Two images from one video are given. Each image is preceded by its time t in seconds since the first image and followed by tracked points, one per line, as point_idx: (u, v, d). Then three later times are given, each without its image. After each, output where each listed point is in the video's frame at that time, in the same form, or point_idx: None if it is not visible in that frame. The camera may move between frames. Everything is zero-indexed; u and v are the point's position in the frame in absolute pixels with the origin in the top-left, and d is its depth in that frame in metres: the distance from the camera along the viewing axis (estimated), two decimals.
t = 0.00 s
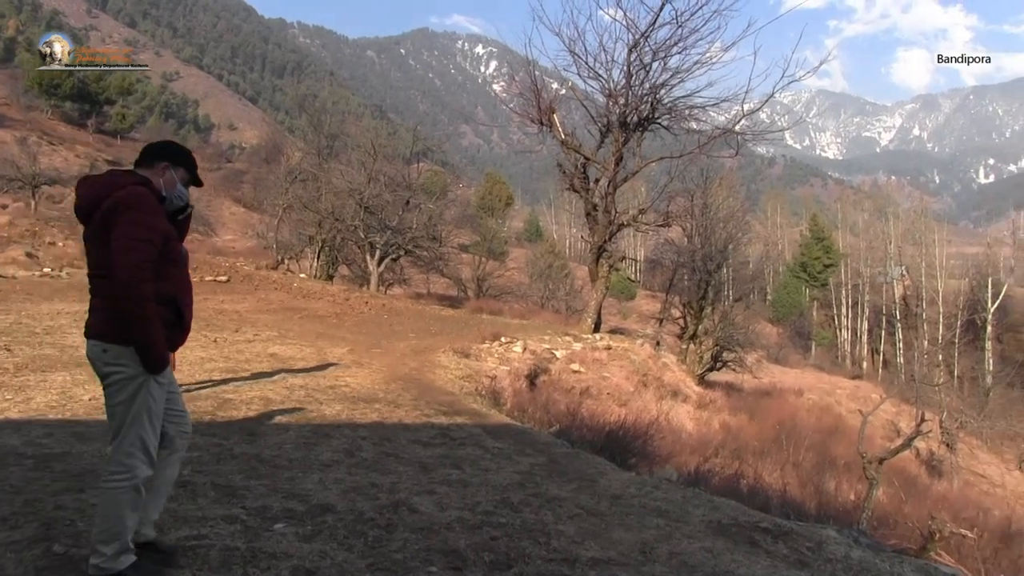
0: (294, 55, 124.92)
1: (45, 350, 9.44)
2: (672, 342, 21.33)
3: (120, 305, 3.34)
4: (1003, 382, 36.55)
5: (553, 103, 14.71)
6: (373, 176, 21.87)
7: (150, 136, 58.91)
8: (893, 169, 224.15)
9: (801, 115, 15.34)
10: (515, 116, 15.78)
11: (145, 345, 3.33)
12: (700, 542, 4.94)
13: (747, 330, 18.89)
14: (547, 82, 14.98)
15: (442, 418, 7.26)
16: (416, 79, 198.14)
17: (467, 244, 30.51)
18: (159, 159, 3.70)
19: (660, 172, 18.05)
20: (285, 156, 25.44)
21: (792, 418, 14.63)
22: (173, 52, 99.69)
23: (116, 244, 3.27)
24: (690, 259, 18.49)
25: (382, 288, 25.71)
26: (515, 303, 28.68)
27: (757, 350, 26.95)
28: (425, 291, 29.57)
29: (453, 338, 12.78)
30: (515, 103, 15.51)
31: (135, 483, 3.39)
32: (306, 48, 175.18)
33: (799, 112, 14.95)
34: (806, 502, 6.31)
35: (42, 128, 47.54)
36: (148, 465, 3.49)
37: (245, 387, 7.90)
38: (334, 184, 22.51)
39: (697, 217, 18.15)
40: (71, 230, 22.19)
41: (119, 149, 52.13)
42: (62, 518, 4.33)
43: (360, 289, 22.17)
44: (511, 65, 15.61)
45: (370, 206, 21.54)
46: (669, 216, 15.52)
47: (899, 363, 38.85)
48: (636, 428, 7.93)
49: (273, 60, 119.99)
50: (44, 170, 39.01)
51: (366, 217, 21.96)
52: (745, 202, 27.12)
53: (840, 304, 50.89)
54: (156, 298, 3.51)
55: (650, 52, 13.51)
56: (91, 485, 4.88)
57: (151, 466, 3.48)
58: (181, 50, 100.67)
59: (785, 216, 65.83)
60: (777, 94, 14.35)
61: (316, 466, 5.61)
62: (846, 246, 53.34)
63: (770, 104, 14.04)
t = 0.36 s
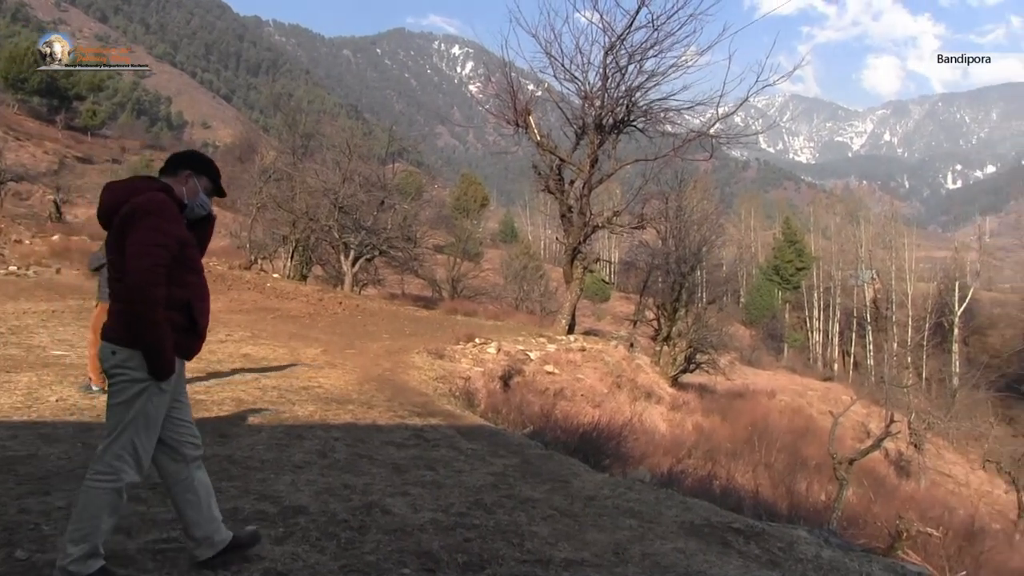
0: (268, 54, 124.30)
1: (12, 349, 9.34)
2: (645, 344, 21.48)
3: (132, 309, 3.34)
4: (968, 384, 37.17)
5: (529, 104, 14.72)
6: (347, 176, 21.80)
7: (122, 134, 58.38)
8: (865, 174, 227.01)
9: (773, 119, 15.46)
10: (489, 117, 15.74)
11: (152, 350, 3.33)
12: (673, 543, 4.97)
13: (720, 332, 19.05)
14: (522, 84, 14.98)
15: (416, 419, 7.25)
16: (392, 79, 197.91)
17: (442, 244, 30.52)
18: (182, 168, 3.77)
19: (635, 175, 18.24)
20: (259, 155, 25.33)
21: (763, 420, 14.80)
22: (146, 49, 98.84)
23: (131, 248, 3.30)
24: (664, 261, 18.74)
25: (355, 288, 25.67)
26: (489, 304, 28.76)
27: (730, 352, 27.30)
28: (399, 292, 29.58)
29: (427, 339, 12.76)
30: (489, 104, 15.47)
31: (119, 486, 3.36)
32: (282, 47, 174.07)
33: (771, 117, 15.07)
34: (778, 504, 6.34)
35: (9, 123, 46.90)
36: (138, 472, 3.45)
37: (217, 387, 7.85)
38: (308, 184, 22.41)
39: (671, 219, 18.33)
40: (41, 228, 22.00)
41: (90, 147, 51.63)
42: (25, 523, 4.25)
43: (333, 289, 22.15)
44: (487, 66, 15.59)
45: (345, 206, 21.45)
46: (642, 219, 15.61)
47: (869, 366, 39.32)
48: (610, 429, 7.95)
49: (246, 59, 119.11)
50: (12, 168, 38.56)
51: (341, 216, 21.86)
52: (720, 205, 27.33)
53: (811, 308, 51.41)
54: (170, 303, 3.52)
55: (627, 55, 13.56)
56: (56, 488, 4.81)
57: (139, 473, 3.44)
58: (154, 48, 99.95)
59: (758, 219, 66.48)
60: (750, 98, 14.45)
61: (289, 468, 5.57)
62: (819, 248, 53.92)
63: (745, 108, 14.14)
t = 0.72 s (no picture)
0: (240, 52, 123.25)
1: None
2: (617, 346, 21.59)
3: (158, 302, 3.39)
4: (935, 385, 37.74)
5: (501, 105, 14.71)
6: (320, 177, 21.93)
7: (89, 131, 57.71)
8: (838, 177, 229.45)
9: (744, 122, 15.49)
10: (462, 117, 15.69)
11: (174, 343, 3.36)
12: (644, 543, 4.98)
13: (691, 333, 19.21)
14: (494, 85, 14.98)
15: (388, 420, 7.22)
16: (368, 79, 197.04)
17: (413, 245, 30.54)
18: (219, 175, 3.77)
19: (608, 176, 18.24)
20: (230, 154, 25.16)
21: (734, 420, 14.93)
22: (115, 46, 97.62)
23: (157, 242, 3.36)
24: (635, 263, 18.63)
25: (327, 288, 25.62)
26: (460, 305, 28.82)
27: (701, 353, 27.53)
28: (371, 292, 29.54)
29: (399, 339, 12.76)
30: (462, 104, 15.43)
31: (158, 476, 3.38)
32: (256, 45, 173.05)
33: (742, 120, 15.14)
34: (747, 503, 6.39)
35: None
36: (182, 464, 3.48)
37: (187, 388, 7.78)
38: (280, 183, 22.28)
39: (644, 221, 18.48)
40: (8, 227, 21.70)
41: (57, 144, 50.93)
42: None
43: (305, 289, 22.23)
44: (460, 67, 15.55)
45: (317, 206, 21.61)
46: (615, 220, 15.66)
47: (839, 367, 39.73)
48: (581, 430, 7.98)
49: (217, 57, 118.04)
50: None
51: (312, 216, 22.11)
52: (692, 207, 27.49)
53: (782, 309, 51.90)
54: (194, 303, 3.53)
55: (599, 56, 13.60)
56: (21, 491, 4.73)
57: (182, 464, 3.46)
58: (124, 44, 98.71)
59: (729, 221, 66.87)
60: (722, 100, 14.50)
61: (259, 469, 5.54)
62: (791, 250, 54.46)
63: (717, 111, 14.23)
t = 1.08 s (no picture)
0: (214, 51, 122.30)
1: None
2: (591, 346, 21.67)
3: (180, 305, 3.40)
4: (906, 386, 38.09)
5: (476, 105, 14.66)
6: (293, 176, 22.02)
7: (58, 131, 57.32)
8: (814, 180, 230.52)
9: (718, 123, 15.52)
10: (437, 118, 15.61)
11: (192, 344, 3.36)
12: (618, 543, 4.99)
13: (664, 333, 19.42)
14: (469, 85, 14.94)
15: (360, 420, 7.22)
16: (347, 78, 196.23)
17: (386, 246, 30.55)
18: (233, 175, 3.79)
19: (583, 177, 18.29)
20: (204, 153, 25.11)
21: (708, 420, 15.01)
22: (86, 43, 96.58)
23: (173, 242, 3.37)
24: (609, 263, 18.97)
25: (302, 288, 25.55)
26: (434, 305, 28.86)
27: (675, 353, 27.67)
28: (345, 292, 29.48)
29: (373, 339, 12.78)
30: (437, 104, 15.39)
31: (234, 475, 3.50)
32: (232, 43, 171.88)
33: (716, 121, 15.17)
34: (720, 503, 6.45)
35: None
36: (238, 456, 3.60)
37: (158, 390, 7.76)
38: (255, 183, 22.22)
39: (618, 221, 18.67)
40: None
41: (24, 143, 50.35)
42: None
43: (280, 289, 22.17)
44: (435, 67, 15.49)
45: (291, 206, 21.69)
46: (589, 220, 15.70)
47: (812, 367, 40.00)
48: (554, 431, 8.00)
49: (192, 55, 117.04)
50: None
51: (286, 216, 22.06)
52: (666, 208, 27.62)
53: (757, 310, 52.24)
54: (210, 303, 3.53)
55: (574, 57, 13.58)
56: None
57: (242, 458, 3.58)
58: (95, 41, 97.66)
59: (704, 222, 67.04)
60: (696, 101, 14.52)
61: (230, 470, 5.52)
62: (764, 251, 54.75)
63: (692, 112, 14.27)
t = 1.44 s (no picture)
0: (189, 47, 121.18)
1: None
2: (565, 345, 21.77)
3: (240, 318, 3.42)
4: (877, 385, 38.54)
5: (452, 104, 14.63)
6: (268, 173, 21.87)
7: (27, 126, 56.54)
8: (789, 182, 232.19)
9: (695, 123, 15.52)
10: (413, 116, 15.56)
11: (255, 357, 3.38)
12: (592, 542, 5.00)
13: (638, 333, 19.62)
14: (445, 84, 14.95)
15: (335, 419, 7.22)
16: (324, 75, 195.08)
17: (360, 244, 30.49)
18: (263, 185, 3.79)
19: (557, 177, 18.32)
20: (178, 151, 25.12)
21: (681, 419, 15.10)
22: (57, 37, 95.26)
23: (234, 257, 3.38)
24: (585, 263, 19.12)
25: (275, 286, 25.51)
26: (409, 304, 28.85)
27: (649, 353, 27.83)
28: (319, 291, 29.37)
29: (348, 339, 12.78)
30: (413, 103, 15.35)
31: (276, 482, 3.55)
32: (208, 40, 170.50)
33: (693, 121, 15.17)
34: (694, 501, 6.51)
35: None
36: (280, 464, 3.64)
37: (130, 390, 7.69)
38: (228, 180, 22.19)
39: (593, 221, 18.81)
40: None
41: None
42: None
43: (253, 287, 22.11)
44: (411, 65, 15.44)
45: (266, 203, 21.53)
46: (565, 220, 15.77)
47: (785, 367, 40.40)
48: (530, 430, 8.01)
49: (166, 50, 115.83)
50: None
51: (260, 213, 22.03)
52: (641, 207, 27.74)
53: (730, 310, 52.64)
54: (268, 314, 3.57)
55: (550, 57, 13.59)
56: None
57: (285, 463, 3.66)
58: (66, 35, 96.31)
59: (679, 223, 67.34)
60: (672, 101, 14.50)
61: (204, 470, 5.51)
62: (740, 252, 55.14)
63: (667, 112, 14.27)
